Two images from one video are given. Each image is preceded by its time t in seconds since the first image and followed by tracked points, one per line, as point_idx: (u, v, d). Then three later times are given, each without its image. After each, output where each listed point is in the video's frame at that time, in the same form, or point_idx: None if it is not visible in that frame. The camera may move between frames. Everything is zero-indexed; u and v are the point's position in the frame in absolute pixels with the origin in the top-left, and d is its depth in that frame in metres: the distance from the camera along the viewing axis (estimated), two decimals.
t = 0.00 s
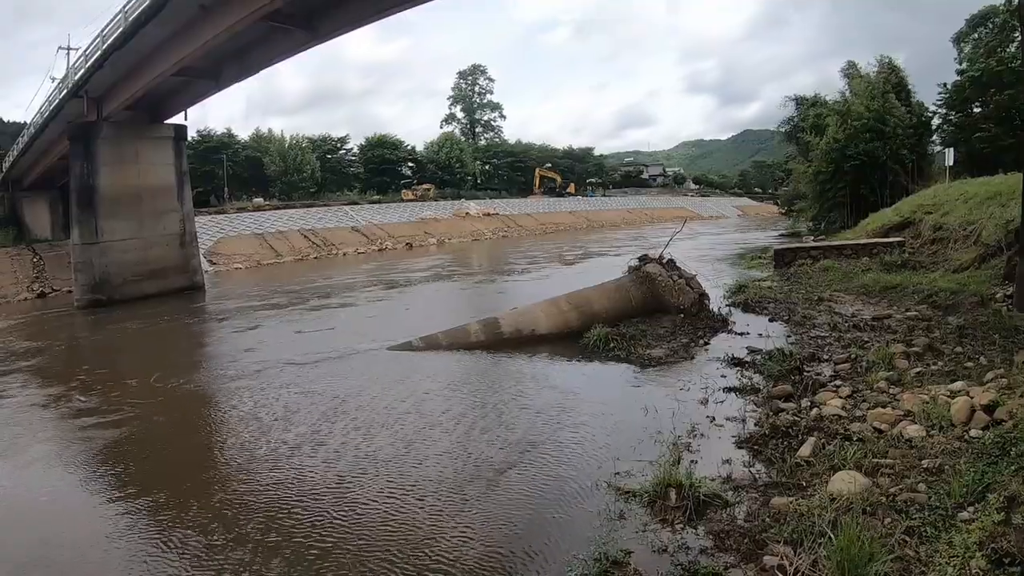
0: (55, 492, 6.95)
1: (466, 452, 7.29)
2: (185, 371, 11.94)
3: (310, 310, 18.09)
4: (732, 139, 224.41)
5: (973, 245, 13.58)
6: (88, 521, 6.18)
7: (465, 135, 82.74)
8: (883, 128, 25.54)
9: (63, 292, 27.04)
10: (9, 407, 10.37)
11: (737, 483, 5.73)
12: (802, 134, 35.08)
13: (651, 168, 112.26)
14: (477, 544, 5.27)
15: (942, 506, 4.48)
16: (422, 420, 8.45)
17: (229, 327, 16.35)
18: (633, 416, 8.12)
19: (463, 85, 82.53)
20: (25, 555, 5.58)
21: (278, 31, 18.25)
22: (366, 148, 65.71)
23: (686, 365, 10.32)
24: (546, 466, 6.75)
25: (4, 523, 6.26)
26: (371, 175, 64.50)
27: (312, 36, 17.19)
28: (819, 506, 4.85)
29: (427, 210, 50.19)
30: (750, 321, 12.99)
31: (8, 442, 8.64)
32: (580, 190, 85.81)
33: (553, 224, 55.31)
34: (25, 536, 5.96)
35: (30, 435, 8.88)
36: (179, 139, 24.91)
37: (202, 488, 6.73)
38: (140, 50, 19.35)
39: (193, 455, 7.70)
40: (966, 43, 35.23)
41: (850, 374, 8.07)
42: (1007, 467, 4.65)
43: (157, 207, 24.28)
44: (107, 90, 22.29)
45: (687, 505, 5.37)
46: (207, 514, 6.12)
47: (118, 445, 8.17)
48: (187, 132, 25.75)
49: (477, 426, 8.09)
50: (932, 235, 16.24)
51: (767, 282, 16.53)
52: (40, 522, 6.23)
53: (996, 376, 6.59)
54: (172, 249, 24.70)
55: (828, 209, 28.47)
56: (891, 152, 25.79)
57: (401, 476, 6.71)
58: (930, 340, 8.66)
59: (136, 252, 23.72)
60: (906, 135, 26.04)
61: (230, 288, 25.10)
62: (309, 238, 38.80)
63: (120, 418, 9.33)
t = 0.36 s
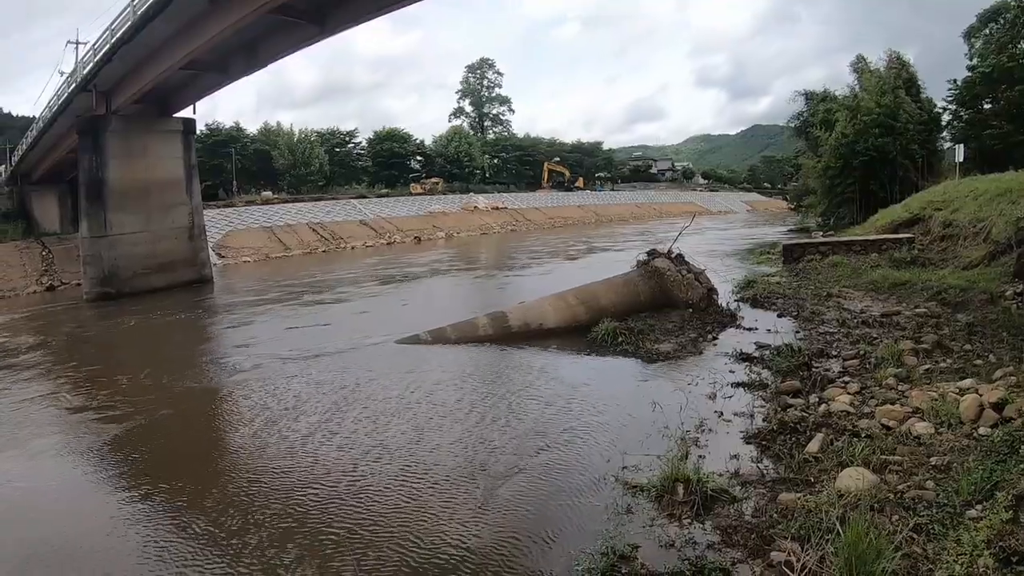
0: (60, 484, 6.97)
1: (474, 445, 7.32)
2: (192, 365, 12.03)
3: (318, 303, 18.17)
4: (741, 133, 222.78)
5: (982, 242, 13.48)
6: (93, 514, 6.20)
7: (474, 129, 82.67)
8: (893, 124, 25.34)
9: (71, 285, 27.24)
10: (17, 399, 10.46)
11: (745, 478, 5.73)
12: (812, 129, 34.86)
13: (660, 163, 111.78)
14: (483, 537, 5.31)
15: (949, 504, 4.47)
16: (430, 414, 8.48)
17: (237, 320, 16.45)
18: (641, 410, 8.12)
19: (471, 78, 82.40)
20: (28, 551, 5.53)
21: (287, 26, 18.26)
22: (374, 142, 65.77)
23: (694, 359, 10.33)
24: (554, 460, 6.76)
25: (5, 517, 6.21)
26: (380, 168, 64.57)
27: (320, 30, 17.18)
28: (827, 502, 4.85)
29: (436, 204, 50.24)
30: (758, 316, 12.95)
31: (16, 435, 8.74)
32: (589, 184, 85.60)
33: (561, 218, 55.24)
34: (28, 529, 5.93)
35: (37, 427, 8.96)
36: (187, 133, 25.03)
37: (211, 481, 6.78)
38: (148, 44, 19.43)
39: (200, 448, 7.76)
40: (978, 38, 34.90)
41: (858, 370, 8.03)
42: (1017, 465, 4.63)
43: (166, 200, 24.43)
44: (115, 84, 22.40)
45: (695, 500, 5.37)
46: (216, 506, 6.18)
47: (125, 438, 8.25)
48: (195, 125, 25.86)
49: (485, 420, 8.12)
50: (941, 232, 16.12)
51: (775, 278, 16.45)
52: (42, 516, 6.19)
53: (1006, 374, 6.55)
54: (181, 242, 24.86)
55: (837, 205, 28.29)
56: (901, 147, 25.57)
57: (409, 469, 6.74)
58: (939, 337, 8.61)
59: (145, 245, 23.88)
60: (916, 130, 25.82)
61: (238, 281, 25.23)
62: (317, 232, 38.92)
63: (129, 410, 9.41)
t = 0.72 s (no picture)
0: (71, 473, 7.03)
1: (486, 431, 7.37)
2: (204, 351, 12.14)
3: (329, 290, 18.27)
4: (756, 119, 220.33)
5: (998, 235, 13.29)
6: (104, 506, 6.22)
7: (486, 115, 82.30)
8: (910, 113, 24.96)
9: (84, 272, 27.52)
10: (31, 385, 10.62)
11: (755, 467, 5.73)
12: (826, 119, 34.42)
13: (673, 150, 110.89)
14: (493, 525, 5.35)
15: (959, 497, 4.46)
16: (441, 400, 8.53)
17: (249, 306, 16.58)
18: (652, 398, 8.13)
19: (484, 65, 81.95)
20: (35, 544, 5.55)
21: (299, 13, 18.23)
22: (386, 128, 65.72)
23: (705, 348, 10.30)
24: (564, 448, 6.78)
25: (13, 511, 6.20)
26: (392, 155, 64.56)
27: (334, 16, 17.15)
28: (837, 493, 4.84)
29: (448, 190, 50.21)
30: (770, 306, 12.87)
31: (28, 421, 8.86)
32: (601, 172, 85.13)
33: (574, 205, 55.02)
34: (36, 522, 5.93)
35: (50, 413, 9.09)
36: (199, 119, 25.16)
37: (223, 466, 6.88)
38: (160, 32, 19.47)
39: (210, 434, 7.84)
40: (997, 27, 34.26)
41: (870, 361, 7.98)
42: None
43: (178, 187, 24.62)
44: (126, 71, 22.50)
45: (706, 488, 5.39)
46: (228, 492, 6.27)
47: (136, 425, 8.34)
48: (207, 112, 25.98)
49: (494, 407, 8.16)
50: (956, 223, 15.92)
51: (787, 267, 16.32)
52: (52, 510, 6.18)
53: (1019, 367, 6.49)
54: (193, 229, 25.11)
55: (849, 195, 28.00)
56: (916, 136, 25.19)
57: (420, 456, 6.81)
58: (951, 330, 8.53)
59: (157, 232, 24.08)
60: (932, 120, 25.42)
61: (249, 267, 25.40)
62: (329, 218, 39.06)
63: (144, 397, 9.53)
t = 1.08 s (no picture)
0: (101, 455, 7.29)
1: (511, 416, 7.43)
2: (230, 336, 12.36)
3: (355, 275, 18.49)
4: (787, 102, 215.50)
5: None
6: (139, 488, 6.41)
7: (513, 100, 81.91)
8: (942, 98, 24.24)
9: (113, 259, 28.18)
10: (66, 369, 10.99)
11: (782, 455, 5.69)
12: (856, 104, 33.53)
13: (700, 134, 109.24)
14: (518, 509, 5.41)
15: (989, 491, 4.40)
16: (467, 384, 8.61)
17: (277, 291, 16.86)
18: (678, 384, 8.09)
19: (511, 49, 81.48)
20: (62, 522, 5.80)
21: None
22: (413, 114, 65.88)
23: (733, 334, 10.20)
24: (588, 433, 6.80)
25: (46, 492, 6.44)
26: (419, 140, 64.78)
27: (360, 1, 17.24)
28: (864, 483, 4.79)
29: (475, 175, 50.24)
30: (798, 293, 12.67)
31: (53, 404, 9.16)
32: (628, 156, 84.24)
33: (601, 190, 54.60)
34: (67, 503, 6.17)
35: (82, 397, 9.39)
36: (225, 107, 25.54)
37: (253, 449, 7.06)
38: (186, 20, 19.72)
39: (237, 418, 8.04)
40: None
41: (899, 350, 7.84)
42: None
43: (206, 174, 25.04)
44: (152, 60, 22.87)
45: (732, 475, 5.37)
46: (257, 475, 6.43)
47: (162, 410, 8.55)
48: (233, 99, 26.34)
49: (518, 392, 8.20)
50: (989, 211, 15.48)
51: (816, 254, 16.04)
52: (79, 490, 6.43)
53: None
54: (221, 215, 25.55)
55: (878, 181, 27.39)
56: (948, 121, 24.44)
57: (446, 441, 6.90)
58: (982, 320, 8.34)
59: (186, 218, 24.55)
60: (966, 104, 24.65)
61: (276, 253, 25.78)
62: (357, 204, 39.40)
63: (177, 380, 9.80)
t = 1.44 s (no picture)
0: (152, 442, 7.70)
1: (553, 407, 7.47)
2: (274, 327, 12.72)
3: (399, 265, 18.80)
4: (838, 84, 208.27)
5: None
6: (188, 477, 6.68)
7: (555, 90, 81.40)
8: (993, 82, 23.07)
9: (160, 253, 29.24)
10: (119, 359, 11.55)
11: (829, 449, 5.59)
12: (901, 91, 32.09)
13: (745, 122, 106.71)
14: (556, 500, 5.46)
15: None
16: (509, 375, 8.68)
17: (322, 282, 17.28)
18: (724, 376, 7.99)
19: (552, 38, 80.94)
20: (114, 507, 6.18)
21: None
22: (456, 105, 66.22)
23: (780, 325, 10.00)
24: (630, 425, 6.79)
25: (100, 478, 6.85)
26: (462, 131, 65.17)
27: None
28: (911, 478, 4.67)
29: (518, 165, 50.28)
30: (846, 283, 12.32)
31: (94, 395, 9.63)
32: (672, 144, 82.82)
33: (646, 179, 53.91)
34: (119, 489, 6.56)
35: (136, 386, 9.87)
36: (269, 101, 26.15)
37: (300, 437, 7.33)
38: (228, 17, 20.19)
39: (285, 408, 8.32)
40: None
41: (949, 343, 7.56)
42: None
43: (251, 166, 25.76)
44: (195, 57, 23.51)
45: (778, 468, 5.30)
46: (298, 464, 6.63)
47: (211, 399, 8.89)
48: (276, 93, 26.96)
49: (559, 383, 8.24)
50: None
51: (863, 243, 15.53)
52: (130, 477, 6.83)
53: None
54: (268, 208, 26.29)
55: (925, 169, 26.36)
56: (998, 107, 23.26)
57: (488, 431, 7.00)
58: None
59: (232, 210, 25.34)
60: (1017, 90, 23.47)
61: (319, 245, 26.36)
62: (401, 195, 39.91)
63: (228, 369, 10.20)
